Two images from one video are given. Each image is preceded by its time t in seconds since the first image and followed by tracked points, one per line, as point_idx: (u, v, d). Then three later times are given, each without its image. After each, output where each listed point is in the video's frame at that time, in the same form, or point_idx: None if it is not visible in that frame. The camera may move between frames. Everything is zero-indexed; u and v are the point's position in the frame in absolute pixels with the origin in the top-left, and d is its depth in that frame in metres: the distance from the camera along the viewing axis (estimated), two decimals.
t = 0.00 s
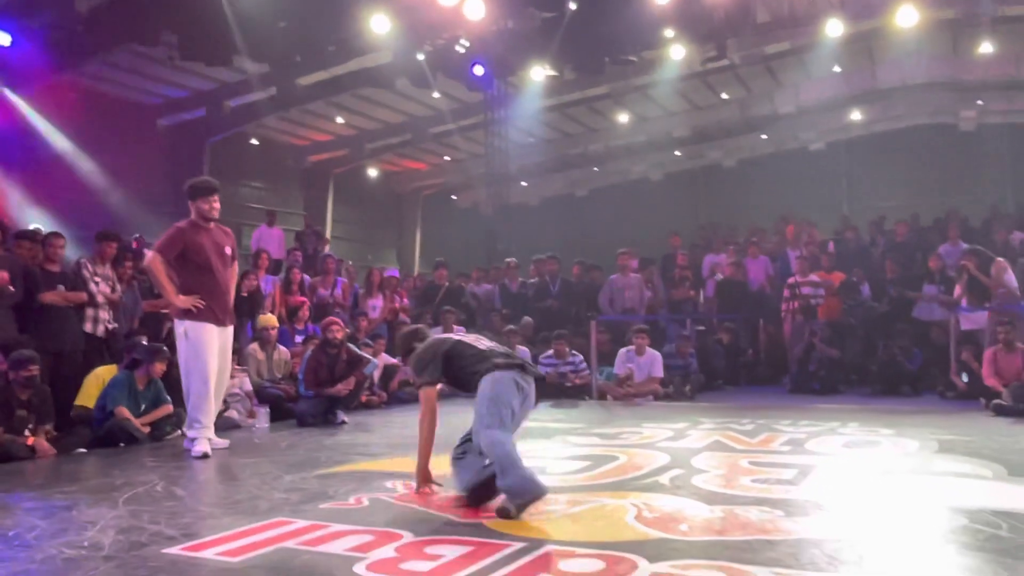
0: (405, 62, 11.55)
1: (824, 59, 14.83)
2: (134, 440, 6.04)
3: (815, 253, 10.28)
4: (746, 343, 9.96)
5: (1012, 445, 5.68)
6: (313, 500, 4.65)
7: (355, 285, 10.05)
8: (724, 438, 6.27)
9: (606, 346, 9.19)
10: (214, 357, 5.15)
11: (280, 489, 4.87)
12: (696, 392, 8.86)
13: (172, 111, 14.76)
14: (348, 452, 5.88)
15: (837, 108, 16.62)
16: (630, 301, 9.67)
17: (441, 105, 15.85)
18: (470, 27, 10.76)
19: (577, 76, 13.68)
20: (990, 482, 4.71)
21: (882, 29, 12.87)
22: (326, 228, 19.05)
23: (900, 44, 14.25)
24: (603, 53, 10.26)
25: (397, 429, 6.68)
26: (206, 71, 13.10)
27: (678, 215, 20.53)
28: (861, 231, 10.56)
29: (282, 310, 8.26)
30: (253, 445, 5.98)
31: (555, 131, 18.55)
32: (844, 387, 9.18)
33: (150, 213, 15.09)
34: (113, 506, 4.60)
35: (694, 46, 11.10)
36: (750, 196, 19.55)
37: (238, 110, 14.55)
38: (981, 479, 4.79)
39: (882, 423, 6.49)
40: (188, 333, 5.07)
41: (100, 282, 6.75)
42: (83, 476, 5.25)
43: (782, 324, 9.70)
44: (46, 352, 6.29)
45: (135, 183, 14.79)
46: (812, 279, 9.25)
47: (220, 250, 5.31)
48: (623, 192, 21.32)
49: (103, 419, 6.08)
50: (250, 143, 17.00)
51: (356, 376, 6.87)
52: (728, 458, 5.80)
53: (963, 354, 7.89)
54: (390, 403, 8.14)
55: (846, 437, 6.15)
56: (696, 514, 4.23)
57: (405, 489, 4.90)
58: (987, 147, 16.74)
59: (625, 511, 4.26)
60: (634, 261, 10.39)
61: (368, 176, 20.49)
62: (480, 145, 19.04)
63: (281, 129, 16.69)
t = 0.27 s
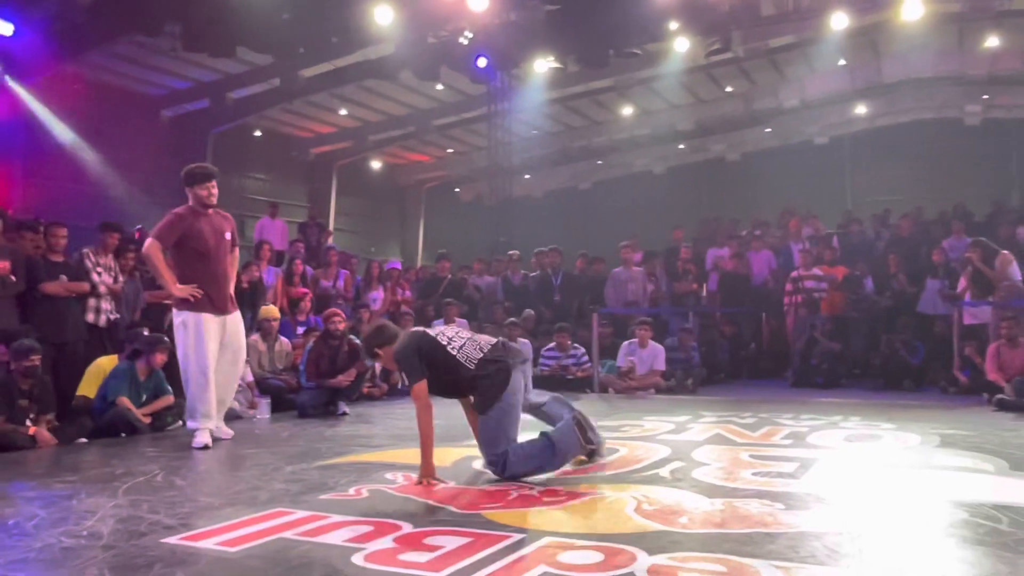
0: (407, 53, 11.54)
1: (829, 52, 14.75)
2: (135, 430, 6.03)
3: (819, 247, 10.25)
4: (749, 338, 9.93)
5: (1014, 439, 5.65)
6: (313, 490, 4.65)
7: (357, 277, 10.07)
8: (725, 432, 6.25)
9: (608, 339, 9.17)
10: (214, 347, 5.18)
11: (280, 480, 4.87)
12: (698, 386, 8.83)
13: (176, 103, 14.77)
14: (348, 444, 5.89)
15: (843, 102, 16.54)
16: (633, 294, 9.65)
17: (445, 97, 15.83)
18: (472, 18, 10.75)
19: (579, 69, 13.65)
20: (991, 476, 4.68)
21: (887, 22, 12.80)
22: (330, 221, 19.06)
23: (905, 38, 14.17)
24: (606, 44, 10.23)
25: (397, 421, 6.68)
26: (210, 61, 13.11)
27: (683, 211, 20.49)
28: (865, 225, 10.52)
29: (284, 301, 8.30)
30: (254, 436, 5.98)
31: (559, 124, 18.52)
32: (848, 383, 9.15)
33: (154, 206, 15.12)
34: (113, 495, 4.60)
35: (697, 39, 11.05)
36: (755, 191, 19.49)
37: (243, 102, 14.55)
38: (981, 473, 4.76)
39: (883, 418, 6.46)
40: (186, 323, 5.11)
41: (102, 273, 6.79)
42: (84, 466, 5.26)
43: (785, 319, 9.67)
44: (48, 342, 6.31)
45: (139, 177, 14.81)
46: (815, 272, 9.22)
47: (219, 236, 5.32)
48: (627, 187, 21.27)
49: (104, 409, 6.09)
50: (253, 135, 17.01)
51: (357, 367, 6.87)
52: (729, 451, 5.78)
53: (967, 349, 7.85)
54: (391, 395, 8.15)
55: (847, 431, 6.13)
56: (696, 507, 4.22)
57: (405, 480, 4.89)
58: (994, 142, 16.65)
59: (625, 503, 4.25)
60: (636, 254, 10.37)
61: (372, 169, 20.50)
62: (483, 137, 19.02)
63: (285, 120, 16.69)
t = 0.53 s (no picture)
0: (414, 46, 11.52)
1: (837, 47, 14.68)
2: (142, 422, 6.04)
3: (826, 243, 10.22)
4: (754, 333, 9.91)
5: (1021, 434, 5.63)
6: (318, 482, 4.66)
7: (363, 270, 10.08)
8: (731, 426, 6.24)
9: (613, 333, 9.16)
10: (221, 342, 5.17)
11: (285, 471, 4.88)
12: (703, 380, 8.82)
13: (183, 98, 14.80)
14: (354, 436, 5.90)
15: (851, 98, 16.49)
16: (639, 289, 9.63)
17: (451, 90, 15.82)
18: (480, 11, 10.73)
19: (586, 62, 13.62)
20: (998, 472, 4.67)
21: (896, 16, 12.74)
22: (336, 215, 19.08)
23: (914, 32, 14.10)
24: (614, 37, 10.19)
25: (403, 414, 6.69)
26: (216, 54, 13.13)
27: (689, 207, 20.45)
28: (873, 221, 10.48)
29: (290, 293, 8.31)
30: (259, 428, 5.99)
31: (566, 119, 18.49)
32: (854, 379, 9.12)
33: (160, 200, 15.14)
34: (119, 486, 4.62)
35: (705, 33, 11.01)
36: (761, 186, 19.44)
37: (249, 96, 14.57)
38: (988, 469, 4.75)
39: (890, 413, 6.44)
40: (193, 316, 5.11)
41: (108, 265, 6.81)
42: (91, 456, 5.29)
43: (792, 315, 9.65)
44: (55, 333, 6.33)
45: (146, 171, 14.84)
46: (822, 268, 9.20)
47: (226, 227, 5.32)
48: (633, 182, 21.24)
49: (111, 400, 6.12)
50: (260, 128, 17.02)
51: (363, 360, 6.86)
52: (735, 445, 5.78)
53: (974, 346, 7.82)
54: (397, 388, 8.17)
55: (853, 427, 6.11)
56: (701, 501, 4.21)
57: (411, 473, 4.90)
58: (1002, 140, 16.58)
59: (630, 497, 4.24)
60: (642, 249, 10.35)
61: (379, 164, 20.51)
62: (490, 131, 19.00)
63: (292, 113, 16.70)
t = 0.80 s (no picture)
0: (418, 44, 11.51)
1: (841, 47, 14.67)
2: (146, 420, 6.05)
3: (829, 243, 10.22)
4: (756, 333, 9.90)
5: None
6: (321, 480, 4.66)
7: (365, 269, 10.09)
8: (733, 426, 6.25)
9: (616, 333, 9.17)
10: (226, 342, 5.18)
11: (289, 469, 4.88)
12: (705, 379, 8.82)
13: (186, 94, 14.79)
14: (357, 435, 5.90)
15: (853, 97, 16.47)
16: (642, 289, 9.62)
17: (454, 89, 15.80)
18: (484, 10, 10.71)
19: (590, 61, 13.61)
20: (1001, 473, 4.67)
21: (900, 17, 12.71)
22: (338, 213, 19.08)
23: (918, 33, 14.09)
24: (619, 37, 10.16)
25: (406, 412, 6.69)
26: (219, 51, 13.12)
27: (691, 206, 20.45)
28: (876, 221, 10.48)
29: (292, 292, 8.28)
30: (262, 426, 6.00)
31: (569, 118, 18.48)
32: (856, 379, 9.13)
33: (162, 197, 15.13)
34: (123, 483, 4.63)
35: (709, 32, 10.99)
36: (764, 186, 19.44)
37: (251, 93, 14.56)
38: (992, 470, 4.75)
39: (893, 414, 6.45)
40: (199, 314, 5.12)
41: (112, 262, 6.82)
42: (94, 454, 5.29)
43: (794, 315, 9.65)
44: (59, 331, 6.33)
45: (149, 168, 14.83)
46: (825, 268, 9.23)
47: (234, 227, 5.31)
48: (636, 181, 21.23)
49: (115, 398, 6.13)
50: (263, 126, 17.00)
51: (365, 359, 6.88)
52: (737, 445, 5.79)
53: (977, 346, 7.83)
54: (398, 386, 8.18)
55: (856, 427, 6.11)
56: (704, 501, 4.22)
57: (414, 471, 4.90)
58: (1005, 140, 16.57)
59: (633, 497, 4.25)
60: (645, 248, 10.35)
61: (381, 162, 20.50)
62: (492, 130, 18.99)
63: (294, 111, 16.69)
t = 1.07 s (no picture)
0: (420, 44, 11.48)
1: (843, 48, 14.67)
2: (146, 418, 6.06)
3: (829, 245, 10.22)
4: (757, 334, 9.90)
5: None
6: (322, 480, 4.66)
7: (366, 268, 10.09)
8: (734, 428, 6.27)
9: (616, 333, 9.17)
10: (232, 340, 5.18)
11: (289, 469, 4.88)
12: (705, 380, 8.83)
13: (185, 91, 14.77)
14: (357, 434, 5.90)
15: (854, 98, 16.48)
16: (643, 290, 9.62)
17: (455, 88, 15.79)
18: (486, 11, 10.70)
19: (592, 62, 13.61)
20: (1001, 477, 4.68)
21: (902, 19, 12.71)
22: (338, 211, 19.08)
23: (919, 35, 14.08)
24: (621, 38, 10.14)
25: (406, 412, 6.69)
26: (219, 49, 13.09)
27: (690, 206, 20.47)
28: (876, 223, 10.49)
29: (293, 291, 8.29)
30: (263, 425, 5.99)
31: (569, 117, 18.47)
32: (856, 381, 9.14)
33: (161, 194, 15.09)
34: (124, 482, 4.62)
35: (711, 34, 10.98)
36: (763, 187, 19.47)
37: (251, 91, 14.53)
38: (992, 475, 4.76)
39: (893, 417, 6.46)
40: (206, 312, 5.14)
41: (113, 261, 6.81)
42: (95, 452, 5.29)
43: (794, 316, 9.66)
44: (60, 329, 6.33)
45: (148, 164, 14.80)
46: (826, 271, 9.38)
47: (247, 228, 5.29)
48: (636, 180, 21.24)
49: (115, 396, 6.13)
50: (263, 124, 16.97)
51: (366, 359, 6.89)
52: (737, 447, 5.80)
53: (977, 349, 7.85)
54: (399, 385, 8.21)
55: (856, 430, 6.13)
56: (704, 503, 4.23)
57: (415, 471, 4.90)
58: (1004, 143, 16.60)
59: (633, 498, 4.25)
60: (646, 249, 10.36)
61: (381, 160, 20.48)
62: (493, 129, 18.98)
63: (295, 110, 16.66)
